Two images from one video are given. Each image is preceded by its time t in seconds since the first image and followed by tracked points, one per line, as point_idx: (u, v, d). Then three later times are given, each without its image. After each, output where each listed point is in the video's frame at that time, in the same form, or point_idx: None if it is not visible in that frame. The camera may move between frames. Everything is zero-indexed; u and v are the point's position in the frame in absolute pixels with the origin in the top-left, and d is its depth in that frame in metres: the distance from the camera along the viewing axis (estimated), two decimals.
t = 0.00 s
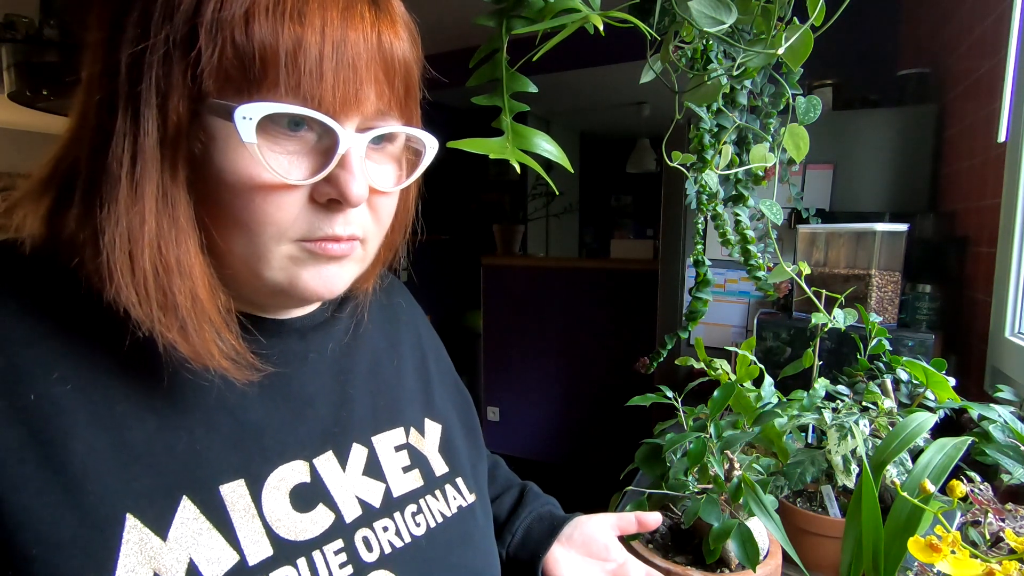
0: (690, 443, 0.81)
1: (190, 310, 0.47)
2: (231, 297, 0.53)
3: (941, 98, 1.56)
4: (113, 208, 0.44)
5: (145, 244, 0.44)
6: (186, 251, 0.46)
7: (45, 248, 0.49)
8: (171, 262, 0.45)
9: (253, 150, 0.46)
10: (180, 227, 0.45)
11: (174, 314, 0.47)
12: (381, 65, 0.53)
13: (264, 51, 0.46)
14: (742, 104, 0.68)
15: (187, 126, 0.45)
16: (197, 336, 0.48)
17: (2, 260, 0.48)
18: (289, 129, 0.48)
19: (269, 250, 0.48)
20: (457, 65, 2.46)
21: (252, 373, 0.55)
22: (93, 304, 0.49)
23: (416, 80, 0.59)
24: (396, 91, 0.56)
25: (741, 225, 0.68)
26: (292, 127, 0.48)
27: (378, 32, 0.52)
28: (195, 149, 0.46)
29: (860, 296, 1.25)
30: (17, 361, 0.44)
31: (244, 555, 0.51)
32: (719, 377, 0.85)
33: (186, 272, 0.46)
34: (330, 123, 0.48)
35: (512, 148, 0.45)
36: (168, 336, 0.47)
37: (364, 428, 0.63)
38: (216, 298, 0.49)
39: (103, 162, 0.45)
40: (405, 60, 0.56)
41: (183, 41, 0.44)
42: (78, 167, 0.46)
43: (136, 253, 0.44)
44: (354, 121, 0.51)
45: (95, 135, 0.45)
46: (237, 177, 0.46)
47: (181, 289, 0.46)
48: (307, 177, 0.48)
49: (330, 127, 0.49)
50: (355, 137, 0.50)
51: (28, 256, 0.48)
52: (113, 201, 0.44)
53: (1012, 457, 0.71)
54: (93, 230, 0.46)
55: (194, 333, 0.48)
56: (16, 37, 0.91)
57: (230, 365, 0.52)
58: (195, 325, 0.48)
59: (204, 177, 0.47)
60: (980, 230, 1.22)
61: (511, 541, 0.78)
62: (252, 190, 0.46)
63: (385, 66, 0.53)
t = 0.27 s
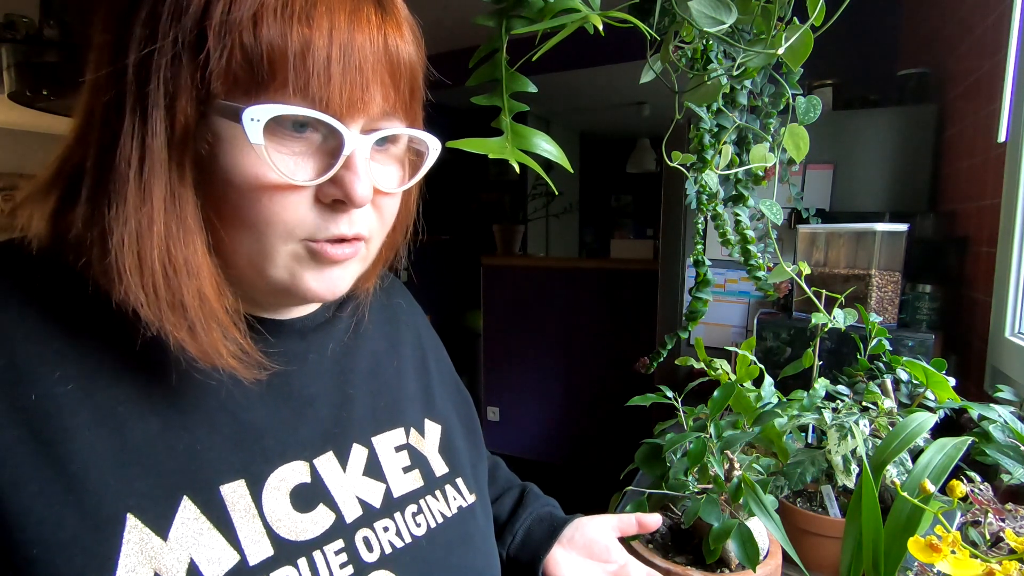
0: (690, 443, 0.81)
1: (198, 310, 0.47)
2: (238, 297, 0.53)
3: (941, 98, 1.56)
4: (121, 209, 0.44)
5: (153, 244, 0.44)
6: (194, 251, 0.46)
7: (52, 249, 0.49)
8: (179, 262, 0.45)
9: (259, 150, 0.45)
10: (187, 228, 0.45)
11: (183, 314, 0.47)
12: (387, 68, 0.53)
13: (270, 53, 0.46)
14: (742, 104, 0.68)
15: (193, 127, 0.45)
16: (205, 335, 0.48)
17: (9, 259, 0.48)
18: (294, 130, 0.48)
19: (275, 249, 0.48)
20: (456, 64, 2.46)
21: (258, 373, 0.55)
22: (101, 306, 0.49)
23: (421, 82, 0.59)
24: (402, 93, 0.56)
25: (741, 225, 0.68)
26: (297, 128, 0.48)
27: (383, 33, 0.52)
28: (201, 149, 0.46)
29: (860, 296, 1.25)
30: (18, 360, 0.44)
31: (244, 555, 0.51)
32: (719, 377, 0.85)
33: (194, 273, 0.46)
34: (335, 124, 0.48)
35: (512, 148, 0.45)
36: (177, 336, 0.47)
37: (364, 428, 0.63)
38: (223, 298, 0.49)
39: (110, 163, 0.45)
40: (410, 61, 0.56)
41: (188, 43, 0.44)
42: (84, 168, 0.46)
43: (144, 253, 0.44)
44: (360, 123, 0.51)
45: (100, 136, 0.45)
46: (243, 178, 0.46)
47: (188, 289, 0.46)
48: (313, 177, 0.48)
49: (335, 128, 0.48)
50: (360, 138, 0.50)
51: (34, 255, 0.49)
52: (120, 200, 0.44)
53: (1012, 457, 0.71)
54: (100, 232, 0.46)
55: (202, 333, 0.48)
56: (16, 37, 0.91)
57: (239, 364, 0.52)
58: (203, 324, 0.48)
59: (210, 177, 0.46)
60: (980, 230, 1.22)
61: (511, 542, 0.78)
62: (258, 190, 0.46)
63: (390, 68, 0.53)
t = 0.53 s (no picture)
0: (690, 443, 0.81)
1: (153, 285, 0.46)
2: (209, 284, 0.53)
3: (941, 98, 1.56)
4: (88, 189, 0.44)
5: (107, 217, 0.44)
6: (151, 226, 0.45)
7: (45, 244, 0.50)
8: (134, 236, 0.45)
9: (203, 124, 0.46)
10: (147, 205, 0.45)
11: (134, 287, 0.45)
12: (346, 43, 0.51)
13: (229, 29, 0.46)
14: (742, 104, 0.68)
15: (151, 106, 0.46)
16: (162, 310, 0.47)
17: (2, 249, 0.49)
18: (243, 105, 0.47)
19: (224, 229, 0.47)
20: (457, 65, 2.46)
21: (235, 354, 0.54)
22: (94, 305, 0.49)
23: (399, 69, 0.57)
24: (367, 72, 0.54)
25: (741, 225, 0.68)
26: (249, 102, 0.47)
27: (348, 7, 0.51)
28: (161, 128, 0.47)
29: (860, 296, 1.25)
30: (22, 360, 0.44)
31: (246, 554, 0.51)
32: (719, 377, 0.85)
33: (150, 247, 0.46)
34: (278, 92, 0.47)
35: (511, 148, 0.45)
36: (131, 307, 0.46)
37: (365, 429, 0.63)
38: (184, 278, 0.48)
39: (82, 148, 0.46)
40: (382, 40, 0.54)
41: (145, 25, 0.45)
42: (68, 162, 0.47)
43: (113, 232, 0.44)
44: (315, 99, 0.50)
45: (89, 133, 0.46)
46: (194, 152, 0.46)
47: (144, 264, 0.45)
48: (262, 152, 0.47)
49: (281, 99, 0.47)
50: (311, 112, 0.48)
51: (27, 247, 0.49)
52: (83, 178, 0.45)
53: (1012, 457, 0.71)
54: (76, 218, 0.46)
55: (171, 312, 0.47)
56: (16, 37, 0.91)
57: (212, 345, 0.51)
58: (171, 303, 0.47)
59: (171, 155, 0.47)
60: (980, 230, 1.22)
61: (508, 551, 0.77)
62: (206, 165, 0.46)
63: (351, 44, 0.51)
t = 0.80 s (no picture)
0: (690, 443, 0.81)
1: (137, 293, 0.47)
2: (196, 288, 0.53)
3: (940, 99, 1.56)
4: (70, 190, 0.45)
5: (91, 225, 0.45)
6: (136, 233, 0.46)
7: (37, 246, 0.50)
8: (120, 243, 0.46)
9: (182, 130, 0.46)
10: (132, 209, 0.46)
11: (117, 296, 0.46)
12: (322, 39, 0.50)
13: (200, 27, 0.46)
14: (742, 104, 0.68)
15: (136, 112, 0.46)
16: (144, 319, 0.47)
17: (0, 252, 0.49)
18: (222, 107, 0.47)
19: (208, 233, 0.47)
20: (457, 65, 2.46)
21: (217, 352, 0.54)
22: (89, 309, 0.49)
23: (384, 65, 0.56)
24: (349, 69, 0.53)
25: (741, 225, 0.68)
26: (229, 105, 0.47)
27: (323, 2, 0.50)
28: (146, 134, 0.47)
29: (860, 296, 1.25)
30: (23, 359, 0.44)
31: (244, 551, 0.51)
32: (719, 377, 0.85)
33: (138, 257, 0.47)
34: (253, 92, 0.47)
35: (511, 148, 0.45)
36: (117, 317, 0.47)
37: (363, 428, 0.63)
38: (168, 284, 0.49)
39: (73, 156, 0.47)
40: (363, 36, 0.53)
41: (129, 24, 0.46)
42: (62, 166, 0.48)
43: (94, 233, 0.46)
44: (296, 98, 0.50)
45: (82, 134, 0.46)
46: (174, 158, 0.46)
47: (132, 273, 0.46)
48: (241, 154, 0.47)
49: (259, 99, 0.47)
50: (290, 111, 0.48)
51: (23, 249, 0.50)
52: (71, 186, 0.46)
53: (1012, 457, 0.71)
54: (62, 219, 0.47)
55: (141, 310, 0.47)
56: (16, 37, 0.91)
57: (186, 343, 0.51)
58: (142, 302, 0.47)
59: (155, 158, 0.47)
60: (980, 230, 1.23)
61: (509, 536, 0.77)
62: (188, 169, 0.46)
63: (327, 40, 0.50)
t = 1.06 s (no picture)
0: (690, 443, 0.81)
1: (127, 293, 0.47)
2: (191, 288, 0.53)
3: (941, 99, 1.56)
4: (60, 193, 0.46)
5: (79, 228, 0.45)
6: (125, 235, 0.47)
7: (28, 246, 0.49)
8: (109, 245, 0.46)
9: (164, 134, 0.46)
10: (120, 211, 0.47)
11: (108, 296, 0.46)
12: (299, 38, 0.49)
13: (177, 30, 0.46)
14: (742, 104, 0.68)
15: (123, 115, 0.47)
16: (135, 318, 0.47)
17: None
18: (204, 110, 0.47)
19: (196, 235, 0.47)
20: (456, 65, 2.46)
21: (209, 352, 0.54)
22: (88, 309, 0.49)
23: (368, 60, 0.55)
24: (329, 66, 0.52)
25: (741, 225, 0.68)
26: (211, 106, 0.47)
27: None
28: (133, 137, 0.47)
29: (860, 296, 1.25)
30: (24, 357, 0.44)
31: (241, 549, 0.51)
32: (719, 377, 0.85)
33: (125, 256, 0.47)
34: (232, 94, 0.46)
35: (511, 148, 0.45)
36: (107, 317, 0.47)
37: (360, 427, 0.63)
38: (159, 285, 0.49)
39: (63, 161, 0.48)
40: (343, 34, 0.52)
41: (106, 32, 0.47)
42: (54, 172, 0.48)
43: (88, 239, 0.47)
44: (278, 99, 0.50)
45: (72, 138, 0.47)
46: (160, 161, 0.47)
47: (119, 273, 0.47)
48: (223, 156, 0.47)
49: (238, 101, 0.47)
50: (270, 111, 0.48)
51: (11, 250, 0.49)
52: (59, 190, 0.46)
53: (1012, 457, 0.71)
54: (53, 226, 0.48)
55: (131, 311, 0.47)
56: (16, 37, 0.91)
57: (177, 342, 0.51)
58: (132, 303, 0.47)
59: (143, 162, 0.48)
60: (980, 230, 1.23)
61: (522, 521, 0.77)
62: (174, 172, 0.46)
63: (304, 39, 0.49)
